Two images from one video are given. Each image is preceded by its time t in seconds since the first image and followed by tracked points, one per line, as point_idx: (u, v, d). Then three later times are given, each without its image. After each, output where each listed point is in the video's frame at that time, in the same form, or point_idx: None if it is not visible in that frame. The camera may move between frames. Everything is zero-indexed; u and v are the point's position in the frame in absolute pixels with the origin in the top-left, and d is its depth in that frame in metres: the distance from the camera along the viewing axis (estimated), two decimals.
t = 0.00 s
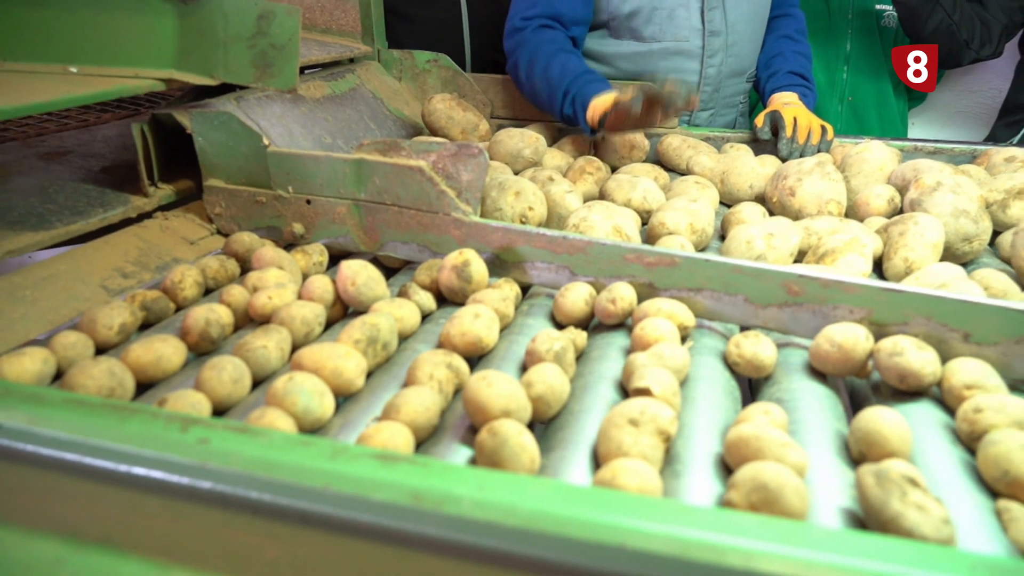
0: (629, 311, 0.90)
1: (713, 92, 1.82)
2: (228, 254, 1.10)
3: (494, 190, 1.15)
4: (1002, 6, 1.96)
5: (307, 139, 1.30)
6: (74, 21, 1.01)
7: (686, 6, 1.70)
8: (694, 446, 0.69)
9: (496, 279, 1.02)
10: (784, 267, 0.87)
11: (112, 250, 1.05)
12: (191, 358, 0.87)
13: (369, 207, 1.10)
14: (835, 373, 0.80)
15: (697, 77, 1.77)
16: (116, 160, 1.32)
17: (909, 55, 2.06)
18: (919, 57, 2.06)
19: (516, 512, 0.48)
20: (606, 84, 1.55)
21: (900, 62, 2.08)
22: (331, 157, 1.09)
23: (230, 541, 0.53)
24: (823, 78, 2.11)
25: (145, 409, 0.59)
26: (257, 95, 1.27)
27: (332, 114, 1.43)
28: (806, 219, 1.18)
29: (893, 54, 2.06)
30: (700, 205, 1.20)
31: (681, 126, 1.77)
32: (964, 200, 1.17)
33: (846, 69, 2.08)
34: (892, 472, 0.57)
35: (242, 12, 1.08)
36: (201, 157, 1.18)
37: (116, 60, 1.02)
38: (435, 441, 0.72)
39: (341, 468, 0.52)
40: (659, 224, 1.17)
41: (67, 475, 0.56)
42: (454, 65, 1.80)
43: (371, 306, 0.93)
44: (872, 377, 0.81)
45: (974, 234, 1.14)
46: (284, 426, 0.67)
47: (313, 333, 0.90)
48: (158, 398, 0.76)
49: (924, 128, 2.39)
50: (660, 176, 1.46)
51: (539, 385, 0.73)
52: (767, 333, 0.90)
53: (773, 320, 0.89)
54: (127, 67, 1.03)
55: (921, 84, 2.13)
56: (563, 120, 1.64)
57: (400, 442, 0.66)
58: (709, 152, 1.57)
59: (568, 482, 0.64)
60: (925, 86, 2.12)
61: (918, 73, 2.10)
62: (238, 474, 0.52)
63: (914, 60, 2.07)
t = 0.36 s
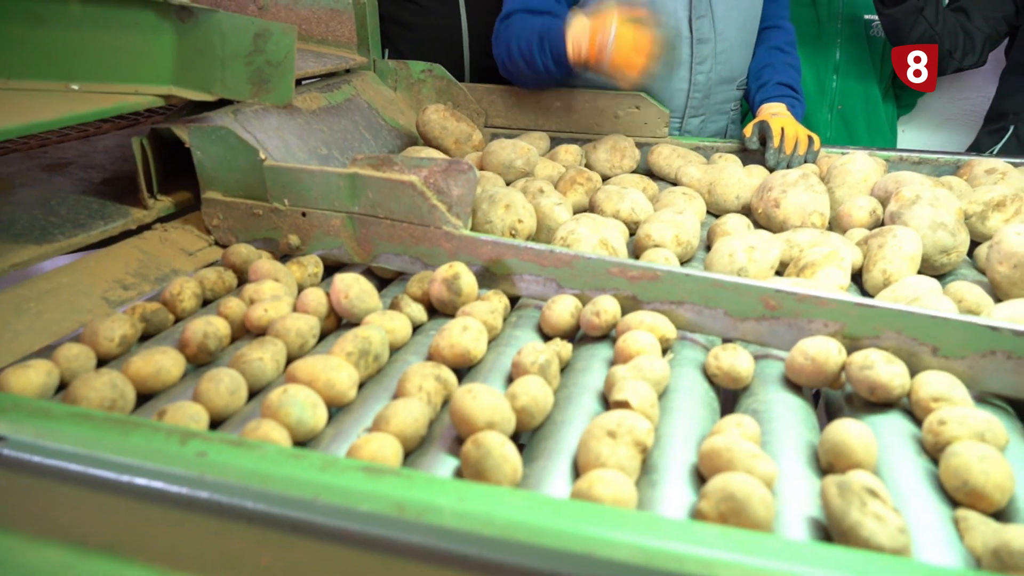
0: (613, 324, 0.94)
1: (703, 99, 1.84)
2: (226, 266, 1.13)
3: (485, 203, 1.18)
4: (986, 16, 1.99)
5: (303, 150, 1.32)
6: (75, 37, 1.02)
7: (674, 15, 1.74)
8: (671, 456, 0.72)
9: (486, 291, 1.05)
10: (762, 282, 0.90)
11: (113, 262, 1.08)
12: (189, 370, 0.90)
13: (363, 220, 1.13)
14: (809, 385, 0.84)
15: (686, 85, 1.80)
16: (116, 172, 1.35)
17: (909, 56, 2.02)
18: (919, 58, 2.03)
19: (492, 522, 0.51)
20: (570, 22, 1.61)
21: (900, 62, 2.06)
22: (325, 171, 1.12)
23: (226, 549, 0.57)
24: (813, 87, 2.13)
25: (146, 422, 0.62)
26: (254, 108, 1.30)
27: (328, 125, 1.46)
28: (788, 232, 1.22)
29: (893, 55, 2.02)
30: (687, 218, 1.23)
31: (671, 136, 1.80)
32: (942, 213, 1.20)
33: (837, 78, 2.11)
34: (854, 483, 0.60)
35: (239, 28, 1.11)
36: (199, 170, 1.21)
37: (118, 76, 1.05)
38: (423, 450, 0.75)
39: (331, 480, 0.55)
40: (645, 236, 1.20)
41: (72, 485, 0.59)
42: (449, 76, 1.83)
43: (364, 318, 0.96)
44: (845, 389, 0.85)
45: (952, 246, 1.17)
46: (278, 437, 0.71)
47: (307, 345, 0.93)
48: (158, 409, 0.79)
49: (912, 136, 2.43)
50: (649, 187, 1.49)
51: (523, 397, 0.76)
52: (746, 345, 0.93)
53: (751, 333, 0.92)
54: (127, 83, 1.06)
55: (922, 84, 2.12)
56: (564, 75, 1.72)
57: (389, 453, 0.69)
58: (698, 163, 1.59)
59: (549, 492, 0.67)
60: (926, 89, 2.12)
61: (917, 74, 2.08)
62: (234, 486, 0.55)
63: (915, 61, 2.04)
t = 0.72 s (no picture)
0: (616, 323, 0.94)
1: (705, 96, 1.84)
2: (230, 266, 1.14)
3: (488, 203, 1.19)
4: (985, 12, 1.99)
5: (307, 151, 1.32)
6: (79, 39, 1.02)
7: (670, 12, 1.76)
8: (674, 455, 0.72)
9: (489, 291, 1.06)
10: (765, 281, 0.90)
11: (118, 263, 1.09)
12: (195, 369, 0.90)
13: (366, 220, 1.13)
14: (812, 384, 0.84)
15: (686, 80, 1.80)
16: (121, 173, 1.35)
17: (909, 56, 2.07)
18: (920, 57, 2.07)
19: (498, 521, 0.52)
20: None
21: (900, 62, 2.09)
22: (329, 171, 1.13)
23: (233, 546, 0.57)
24: (816, 88, 2.13)
25: (153, 421, 0.62)
26: (258, 109, 1.30)
27: (331, 126, 1.46)
28: (790, 232, 1.22)
29: (893, 55, 2.07)
30: (690, 219, 1.23)
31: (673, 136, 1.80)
32: (945, 213, 1.20)
33: (839, 79, 2.10)
34: (857, 482, 0.60)
35: (244, 32, 1.13)
36: (203, 171, 1.22)
37: (121, 77, 1.05)
38: (428, 450, 0.75)
39: (337, 478, 0.55)
40: (648, 236, 1.20)
41: (81, 484, 0.59)
42: (452, 77, 1.83)
43: (368, 318, 0.97)
44: (848, 388, 0.85)
45: (955, 246, 1.18)
46: (284, 436, 0.71)
47: (312, 345, 0.93)
48: (164, 409, 0.80)
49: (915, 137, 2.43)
50: (651, 188, 1.49)
51: (528, 397, 0.77)
52: (748, 345, 0.93)
53: (754, 333, 0.92)
54: (133, 85, 1.06)
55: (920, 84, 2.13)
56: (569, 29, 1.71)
57: (393, 452, 0.70)
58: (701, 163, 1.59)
59: (552, 491, 0.68)
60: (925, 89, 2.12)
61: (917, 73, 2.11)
62: (242, 485, 0.56)
63: (914, 60, 2.09)
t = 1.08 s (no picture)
0: (618, 322, 0.92)
1: (698, 93, 1.82)
2: (226, 264, 1.12)
3: (487, 201, 1.17)
4: (989, 10, 1.97)
5: (304, 148, 1.31)
6: (74, 34, 1.01)
7: (665, 7, 1.74)
8: (679, 457, 0.71)
9: (489, 290, 1.04)
10: (770, 280, 0.89)
11: (112, 261, 1.07)
12: (189, 369, 0.89)
13: (364, 218, 1.12)
14: (818, 384, 0.82)
15: (679, 77, 1.79)
16: (116, 170, 1.33)
17: (909, 56, 2.07)
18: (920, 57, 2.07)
19: (498, 526, 0.50)
20: None
21: (901, 61, 2.09)
22: (327, 168, 1.11)
23: (225, 551, 0.55)
24: (818, 85, 2.11)
25: (144, 423, 0.60)
26: (254, 106, 1.28)
27: (329, 123, 1.44)
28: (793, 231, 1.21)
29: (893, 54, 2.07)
30: (693, 217, 1.21)
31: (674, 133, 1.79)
32: (950, 210, 1.19)
33: (841, 76, 2.09)
34: (867, 485, 0.59)
35: (239, 25, 1.08)
36: (199, 168, 1.20)
37: (117, 73, 1.03)
38: (426, 451, 0.73)
39: (332, 482, 0.54)
40: (649, 234, 1.19)
41: (69, 487, 0.57)
42: (451, 74, 1.82)
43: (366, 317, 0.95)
44: (855, 388, 0.83)
45: (960, 244, 1.16)
46: (278, 437, 0.69)
47: (308, 344, 0.92)
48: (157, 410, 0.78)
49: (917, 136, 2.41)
50: (653, 185, 1.48)
51: (528, 397, 0.75)
52: (753, 344, 0.91)
53: (758, 332, 0.90)
54: (126, 80, 1.04)
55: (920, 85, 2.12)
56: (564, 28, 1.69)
57: (391, 454, 0.68)
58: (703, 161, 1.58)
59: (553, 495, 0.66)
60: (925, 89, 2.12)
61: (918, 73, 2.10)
62: (233, 488, 0.54)
63: (914, 60, 2.08)
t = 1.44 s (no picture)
0: (602, 323, 0.93)
1: (686, 95, 1.84)
2: (214, 266, 1.13)
3: (475, 203, 1.18)
4: (976, 14, 2.00)
5: (294, 150, 1.31)
6: (62, 35, 1.01)
7: (653, 10, 1.75)
8: (658, 457, 0.72)
9: (475, 291, 1.05)
10: (751, 281, 0.90)
11: (101, 263, 1.08)
12: (176, 370, 0.89)
13: (352, 220, 1.12)
14: (797, 384, 0.84)
15: (667, 79, 1.80)
16: (105, 172, 1.34)
17: (909, 56, 2.03)
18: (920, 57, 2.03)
19: (475, 522, 0.51)
20: None
21: (900, 62, 2.06)
22: (315, 170, 1.12)
23: (208, 549, 0.56)
24: (807, 88, 2.13)
25: (128, 422, 0.61)
26: (243, 108, 1.29)
27: (320, 125, 1.45)
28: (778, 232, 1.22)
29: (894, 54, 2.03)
30: (679, 219, 1.23)
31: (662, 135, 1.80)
32: (932, 212, 1.20)
33: (829, 79, 2.10)
34: (840, 483, 0.60)
35: (227, 29, 1.10)
36: (188, 170, 1.20)
37: (105, 75, 1.04)
38: (409, 451, 0.74)
39: (313, 480, 0.54)
40: (636, 235, 1.20)
41: (54, 486, 0.58)
42: (441, 76, 1.82)
43: (352, 318, 0.96)
44: (834, 388, 0.85)
45: (942, 245, 1.17)
46: (263, 437, 0.70)
47: (295, 345, 0.93)
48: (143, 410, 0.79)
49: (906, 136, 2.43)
50: (641, 187, 1.49)
51: (510, 397, 0.76)
52: (735, 344, 0.93)
53: (740, 333, 0.91)
54: (115, 83, 1.04)
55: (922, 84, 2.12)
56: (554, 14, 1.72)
57: (374, 453, 0.69)
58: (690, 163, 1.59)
59: (534, 494, 0.67)
60: (926, 89, 2.12)
61: (917, 73, 2.08)
62: (215, 487, 0.55)
63: (915, 60, 2.05)
